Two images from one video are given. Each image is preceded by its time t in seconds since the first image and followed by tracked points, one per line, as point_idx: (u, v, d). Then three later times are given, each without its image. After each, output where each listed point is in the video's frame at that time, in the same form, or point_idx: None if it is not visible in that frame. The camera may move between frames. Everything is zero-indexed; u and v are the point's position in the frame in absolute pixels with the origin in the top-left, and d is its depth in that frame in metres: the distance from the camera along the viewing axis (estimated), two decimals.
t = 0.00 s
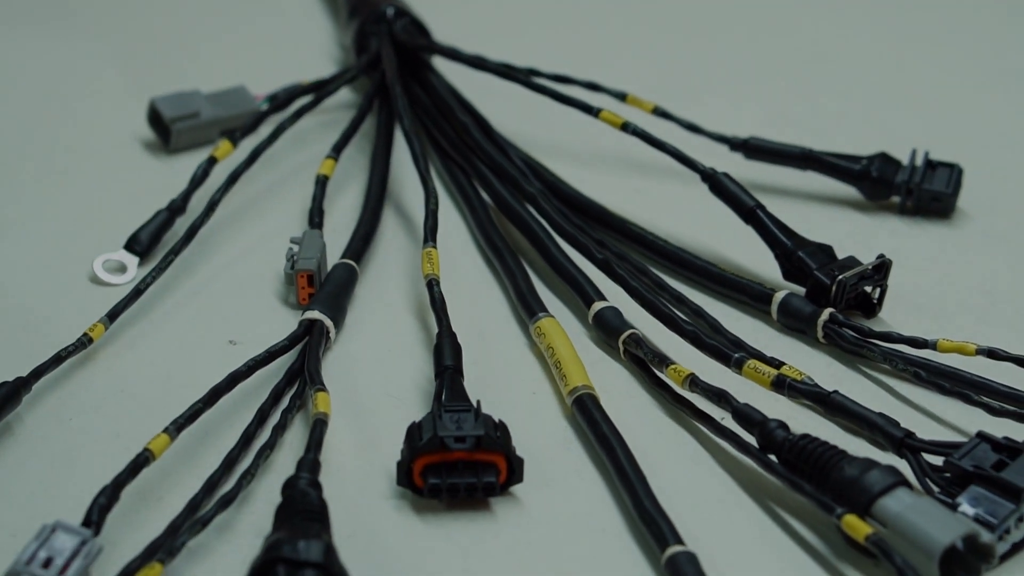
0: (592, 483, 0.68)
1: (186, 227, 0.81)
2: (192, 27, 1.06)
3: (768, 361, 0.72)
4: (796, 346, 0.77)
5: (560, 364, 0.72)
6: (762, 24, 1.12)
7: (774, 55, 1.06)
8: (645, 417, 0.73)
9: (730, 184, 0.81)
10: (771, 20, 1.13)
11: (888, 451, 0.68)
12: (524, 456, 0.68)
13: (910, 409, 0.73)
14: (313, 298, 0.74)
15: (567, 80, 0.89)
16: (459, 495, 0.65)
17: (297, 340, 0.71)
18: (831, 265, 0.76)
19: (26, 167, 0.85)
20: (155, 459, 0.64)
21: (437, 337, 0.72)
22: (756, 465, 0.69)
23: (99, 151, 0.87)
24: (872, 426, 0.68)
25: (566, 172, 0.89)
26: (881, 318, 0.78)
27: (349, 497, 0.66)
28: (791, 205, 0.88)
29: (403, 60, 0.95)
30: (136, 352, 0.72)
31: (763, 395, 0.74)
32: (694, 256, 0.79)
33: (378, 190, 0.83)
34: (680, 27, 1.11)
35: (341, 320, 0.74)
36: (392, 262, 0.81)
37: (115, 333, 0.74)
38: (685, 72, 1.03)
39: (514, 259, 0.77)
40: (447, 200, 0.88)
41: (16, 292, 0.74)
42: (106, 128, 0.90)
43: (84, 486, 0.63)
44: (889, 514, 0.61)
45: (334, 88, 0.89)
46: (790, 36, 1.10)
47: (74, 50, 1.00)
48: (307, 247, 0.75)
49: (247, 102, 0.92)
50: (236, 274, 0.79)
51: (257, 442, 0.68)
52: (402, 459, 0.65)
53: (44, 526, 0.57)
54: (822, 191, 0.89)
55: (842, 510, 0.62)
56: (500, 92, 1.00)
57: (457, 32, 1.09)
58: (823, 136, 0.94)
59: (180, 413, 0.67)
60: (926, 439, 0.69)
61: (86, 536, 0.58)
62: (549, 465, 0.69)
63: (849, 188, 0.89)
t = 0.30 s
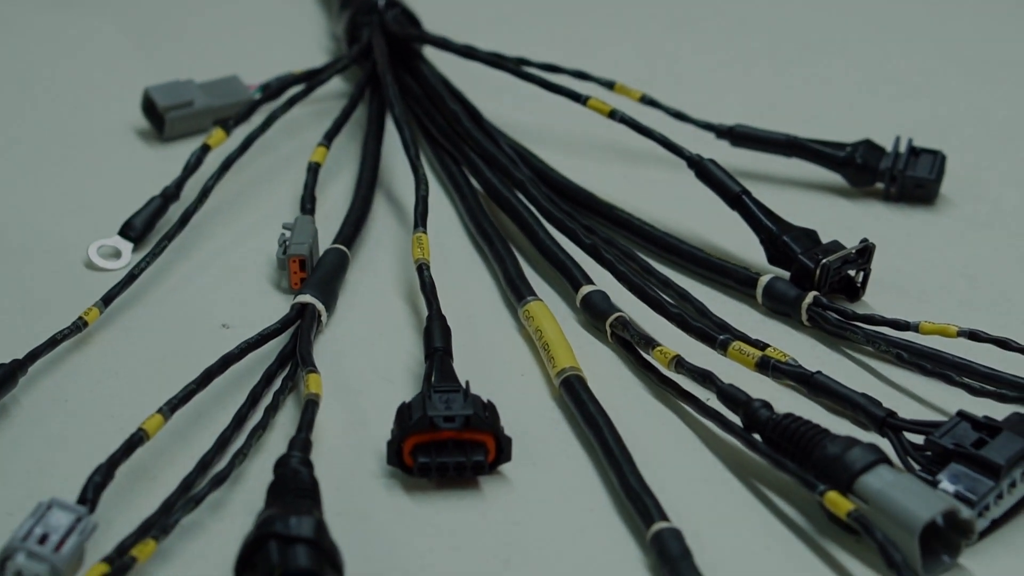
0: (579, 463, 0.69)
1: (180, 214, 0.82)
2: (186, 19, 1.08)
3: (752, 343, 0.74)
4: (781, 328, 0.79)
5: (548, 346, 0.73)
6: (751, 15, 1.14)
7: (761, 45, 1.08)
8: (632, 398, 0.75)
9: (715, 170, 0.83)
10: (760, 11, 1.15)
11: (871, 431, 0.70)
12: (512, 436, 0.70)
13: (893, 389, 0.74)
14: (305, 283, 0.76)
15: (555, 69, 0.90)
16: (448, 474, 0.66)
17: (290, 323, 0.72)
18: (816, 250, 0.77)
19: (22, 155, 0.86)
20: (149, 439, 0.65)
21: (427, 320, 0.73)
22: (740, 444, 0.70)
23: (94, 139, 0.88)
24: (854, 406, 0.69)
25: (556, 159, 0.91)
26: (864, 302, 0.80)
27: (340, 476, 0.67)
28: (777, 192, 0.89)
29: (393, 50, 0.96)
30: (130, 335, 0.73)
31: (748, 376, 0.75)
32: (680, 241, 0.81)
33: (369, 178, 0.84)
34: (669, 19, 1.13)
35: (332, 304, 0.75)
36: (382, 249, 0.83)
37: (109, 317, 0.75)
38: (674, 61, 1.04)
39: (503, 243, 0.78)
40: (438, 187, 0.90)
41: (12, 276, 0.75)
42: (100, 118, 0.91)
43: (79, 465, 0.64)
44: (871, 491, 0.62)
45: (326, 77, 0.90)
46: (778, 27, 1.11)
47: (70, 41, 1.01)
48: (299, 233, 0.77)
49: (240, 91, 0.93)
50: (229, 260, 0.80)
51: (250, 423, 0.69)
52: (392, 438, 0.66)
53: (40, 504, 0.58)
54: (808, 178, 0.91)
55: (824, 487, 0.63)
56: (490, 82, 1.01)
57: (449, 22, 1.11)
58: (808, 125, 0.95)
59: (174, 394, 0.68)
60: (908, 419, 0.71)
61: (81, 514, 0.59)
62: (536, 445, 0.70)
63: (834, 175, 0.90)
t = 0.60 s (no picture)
0: (564, 441, 0.70)
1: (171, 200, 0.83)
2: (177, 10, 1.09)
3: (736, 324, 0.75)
4: (765, 310, 0.80)
5: (534, 327, 0.74)
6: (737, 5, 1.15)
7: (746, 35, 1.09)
8: (618, 379, 0.76)
9: (700, 155, 0.84)
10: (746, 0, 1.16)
11: (852, 409, 0.71)
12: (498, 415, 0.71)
13: (874, 369, 0.75)
14: (295, 266, 0.77)
15: (543, 57, 0.92)
16: (435, 452, 0.67)
17: (279, 306, 0.73)
18: (800, 233, 0.78)
19: (14, 142, 0.87)
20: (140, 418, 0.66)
21: (415, 302, 0.74)
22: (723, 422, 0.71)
23: (86, 127, 0.89)
24: (837, 385, 0.70)
25: (543, 146, 0.92)
26: (847, 284, 0.81)
27: (328, 455, 0.68)
28: (761, 177, 0.90)
29: (382, 38, 0.97)
30: (121, 317, 0.74)
31: (731, 357, 0.76)
32: (665, 225, 0.82)
33: (359, 164, 0.85)
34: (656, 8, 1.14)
35: (321, 287, 0.76)
36: (371, 234, 0.84)
37: (101, 300, 0.76)
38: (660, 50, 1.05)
39: (490, 227, 0.79)
40: (427, 174, 0.91)
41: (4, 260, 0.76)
42: (92, 106, 0.92)
43: (71, 444, 0.65)
44: (851, 467, 0.62)
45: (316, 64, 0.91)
46: (763, 16, 1.13)
47: (62, 30, 1.02)
48: (289, 217, 0.77)
49: (231, 80, 0.94)
50: (220, 245, 0.81)
51: (240, 403, 0.70)
52: (379, 417, 0.67)
53: (32, 481, 0.59)
54: (792, 164, 0.92)
55: (806, 464, 0.64)
56: (479, 70, 1.03)
57: (438, 11, 1.12)
58: (792, 112, 0.96)
59: (166, 375, 0.68)
60: (889, 397, 0.72)
61: (73, 490, 0.59)
62: (522, 425, 0.71)
63: (818, 161, 0.92)
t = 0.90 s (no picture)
0: (550, 420, 0.71)
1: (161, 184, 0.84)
2: None
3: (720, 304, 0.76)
4: (748, 291, 0.81)
5: (520, 308, 0.75)
6: None
7: (732, 23, 1.10)
8: (603, 358, 0.77)
9: (684, 139, 0.85)
10: None
11: (835, 388, 0.71)
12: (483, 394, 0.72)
13: (856, 348, 0.76)
14: (284, 248, 0.78)
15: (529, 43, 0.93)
16: (422, 430, 0.68)
17: (268, 287, 0.74)
18: (783, 216, 0.79)
19: (6, 128, 0.87)
20: (131, 397, 0.67)
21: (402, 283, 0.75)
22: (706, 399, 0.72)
23: (77, 113, 0.90)
24: (818, 363, 0.71)
25: (529, 131, 0.93)
26: (830, 266, 0.82)
27: (316, 432, 0.69)
28: (745, 162, 0.91)
29: (371, 26, 0.99)
30: (112, 299, 0.75)
31: (715, 337, 0.77)
32: (650, 207, 0.83)
33: (347, 148, 0.86)
34: None
35: (310, 269, 0.77)
36: (360, 218, 0.85)
37: (92, 282, 0.77)
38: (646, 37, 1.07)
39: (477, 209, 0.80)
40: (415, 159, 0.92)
41: None
42: (83, 94, 0.93)
43: (62, 421, 0.66)
44: (832, 443, 0.63)
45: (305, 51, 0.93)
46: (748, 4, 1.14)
47: (53, 18, 1.03)
48: (278, 201, 0.78)
49: (221, 67, 0.95)
50: (210, 228, 0.82)
51: (229, 382, 0.71)
52: (367, 395, 0.68)
53: (23, 458, 0.60)
54: (776, 149, 0.93)
55: (787, 439, 0.65)
56: (466, 57, 1.04)
57: None
58: (775, 98, 0.98)
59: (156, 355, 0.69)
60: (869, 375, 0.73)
61: (64, 467, 0.60)
62: (508, 403, 0.72)
63: (803, 145, 0.93)
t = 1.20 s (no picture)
0: (536, 398, 0.72)
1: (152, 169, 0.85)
2: None
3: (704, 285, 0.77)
4: (732, 272, 0.82)
5: (506, 289, 0.76)
6: None
7: (719, 11, 1.11)
8: (588, 339, 0.78)
9: (669, 123, 0.86)
10: None
11: (817, 367, 0.72)
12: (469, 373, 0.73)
13: (838, 327, 0.77)
14: (273, 231, 0.78)
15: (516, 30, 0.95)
16: (409, 408, 0.69)
17: (258, 269, 0.75)
18: (766, 198, 0.80)
19: None
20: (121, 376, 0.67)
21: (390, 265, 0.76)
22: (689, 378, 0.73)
23: (68, 100, 0.91)
24: (801, 343, 0.71)
25: (517, 116, 0.94)
26: (813, 248, 0.82)
27: (304, 410, 0.69)
28: (730, 147, 0.93)
29: (360, 14, 1.00)
30: (103, 280, 0.76)
31: (699, 317, 0.78)
32: (635, 190, 0.84)
33: (336, 133, 0.87)
34: None
35: (299, 251, 0.78)
36: (349, 202, 0.86)
37: (83, 265, 0.77)
38: (634, 26, 1.08)
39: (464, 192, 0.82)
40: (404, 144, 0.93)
41: None
42: (74, 81, 0.94)
43: (54, 400, 0.67)
44: (813, 420, 0.64)
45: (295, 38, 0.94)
46: None
47: (46, 8, 1.04)
48: (267, 184, 0.79)
49: (212, 54, 0.96)
50: (200, 212, 0.82)
51: (218, 362, 0.72)
52: (354, 374, 0.69)
53: (15, 435, 0.60)
54: (761, 134, 0.94)
55: (769, 416, 0.65)
56: (456, 45, 1.05)
57: None
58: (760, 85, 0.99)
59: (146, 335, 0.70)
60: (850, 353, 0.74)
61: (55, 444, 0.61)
62: (494, 382, 0.73)
63: (787, 131, 0.94)
